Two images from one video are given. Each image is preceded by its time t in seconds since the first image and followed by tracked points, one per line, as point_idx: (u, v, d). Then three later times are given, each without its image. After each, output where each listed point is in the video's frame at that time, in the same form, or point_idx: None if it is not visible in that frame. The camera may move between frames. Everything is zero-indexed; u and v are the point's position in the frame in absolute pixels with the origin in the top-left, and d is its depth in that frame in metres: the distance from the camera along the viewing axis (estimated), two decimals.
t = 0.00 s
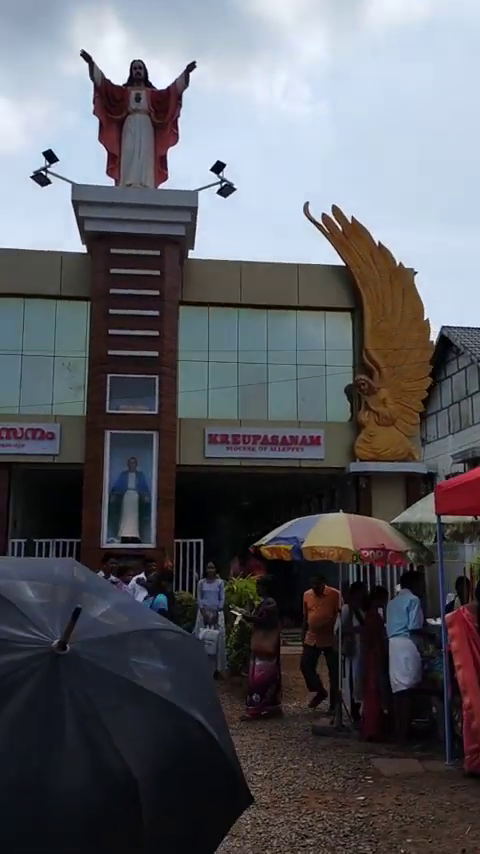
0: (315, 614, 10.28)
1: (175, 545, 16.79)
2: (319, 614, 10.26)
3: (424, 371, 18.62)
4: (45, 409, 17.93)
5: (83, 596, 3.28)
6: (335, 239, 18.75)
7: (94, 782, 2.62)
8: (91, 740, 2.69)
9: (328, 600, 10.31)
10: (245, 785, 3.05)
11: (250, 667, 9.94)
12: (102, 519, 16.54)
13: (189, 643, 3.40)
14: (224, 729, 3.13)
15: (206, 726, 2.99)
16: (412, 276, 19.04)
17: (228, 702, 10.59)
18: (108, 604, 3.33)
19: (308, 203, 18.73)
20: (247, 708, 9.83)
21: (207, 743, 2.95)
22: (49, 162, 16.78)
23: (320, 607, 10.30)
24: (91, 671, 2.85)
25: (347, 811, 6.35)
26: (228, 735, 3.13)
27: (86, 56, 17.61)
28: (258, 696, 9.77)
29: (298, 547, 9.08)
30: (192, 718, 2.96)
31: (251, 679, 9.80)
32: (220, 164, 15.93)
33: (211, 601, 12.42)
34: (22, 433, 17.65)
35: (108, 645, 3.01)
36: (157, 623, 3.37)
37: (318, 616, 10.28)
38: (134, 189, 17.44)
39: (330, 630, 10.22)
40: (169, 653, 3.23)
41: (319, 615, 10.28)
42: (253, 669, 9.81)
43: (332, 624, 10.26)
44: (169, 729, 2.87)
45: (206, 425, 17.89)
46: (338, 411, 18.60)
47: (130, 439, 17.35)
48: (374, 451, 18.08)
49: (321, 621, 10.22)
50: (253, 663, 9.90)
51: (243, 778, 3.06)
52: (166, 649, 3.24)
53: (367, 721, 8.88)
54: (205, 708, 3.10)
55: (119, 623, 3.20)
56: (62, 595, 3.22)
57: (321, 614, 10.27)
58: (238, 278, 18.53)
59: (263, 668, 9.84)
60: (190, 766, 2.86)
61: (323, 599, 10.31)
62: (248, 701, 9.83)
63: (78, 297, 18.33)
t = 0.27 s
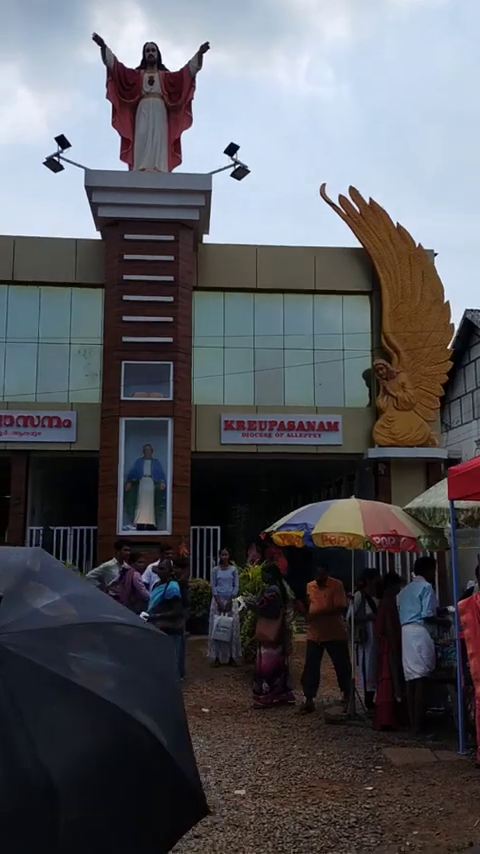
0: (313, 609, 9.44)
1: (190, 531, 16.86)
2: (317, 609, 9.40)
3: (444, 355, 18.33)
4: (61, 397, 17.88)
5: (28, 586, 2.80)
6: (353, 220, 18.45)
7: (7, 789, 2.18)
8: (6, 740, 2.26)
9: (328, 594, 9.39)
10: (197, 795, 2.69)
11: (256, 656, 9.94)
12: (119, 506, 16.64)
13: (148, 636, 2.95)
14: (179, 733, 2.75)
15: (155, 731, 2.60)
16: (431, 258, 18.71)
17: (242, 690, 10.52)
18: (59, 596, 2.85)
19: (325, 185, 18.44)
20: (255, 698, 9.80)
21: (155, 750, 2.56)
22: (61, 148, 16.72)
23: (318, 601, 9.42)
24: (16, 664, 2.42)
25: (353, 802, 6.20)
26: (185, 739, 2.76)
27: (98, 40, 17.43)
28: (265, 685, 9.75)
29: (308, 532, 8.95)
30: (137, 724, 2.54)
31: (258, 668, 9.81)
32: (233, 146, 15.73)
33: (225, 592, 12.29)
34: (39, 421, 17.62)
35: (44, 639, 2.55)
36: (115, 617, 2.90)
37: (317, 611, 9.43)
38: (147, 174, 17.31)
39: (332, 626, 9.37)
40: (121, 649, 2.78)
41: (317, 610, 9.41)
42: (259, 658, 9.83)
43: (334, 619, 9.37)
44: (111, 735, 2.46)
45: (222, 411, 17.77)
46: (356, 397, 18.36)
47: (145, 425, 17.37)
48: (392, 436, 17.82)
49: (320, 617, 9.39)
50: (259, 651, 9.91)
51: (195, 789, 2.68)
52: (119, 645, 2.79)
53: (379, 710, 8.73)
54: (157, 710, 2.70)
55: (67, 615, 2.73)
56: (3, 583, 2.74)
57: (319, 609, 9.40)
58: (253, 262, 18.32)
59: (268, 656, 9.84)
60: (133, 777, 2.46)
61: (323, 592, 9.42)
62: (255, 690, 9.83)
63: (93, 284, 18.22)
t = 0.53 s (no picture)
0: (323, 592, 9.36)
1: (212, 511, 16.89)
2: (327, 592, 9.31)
3: (469, 332, 18.01)
4: (83, 378, 17.85)
5: None
6: (375, 195, 18.16)
7: None
8: None
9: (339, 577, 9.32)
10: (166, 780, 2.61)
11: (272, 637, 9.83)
12: (140, 488, 16.74)
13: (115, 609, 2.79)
14: (148, 714, 2.63)
15: (116, 719, 2.48)
16: (457, 232, 18.35)
17: (262, 670, 10.46)
18: (18, 576, 2.67)
19: (347, 159, 18.16)
20: (272, 677, 9.78)
21: (116, 739, 2.46)
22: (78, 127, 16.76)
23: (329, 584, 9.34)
24: None
25: (368, 785, 6.12)
26: (155, 721, 2.66)
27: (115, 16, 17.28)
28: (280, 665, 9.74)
29: (325, 513, 8.86)
30: (101, 713, 2.44)
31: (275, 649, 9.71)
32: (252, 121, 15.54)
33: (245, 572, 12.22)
34: (61, 403, 17.65)
35: None
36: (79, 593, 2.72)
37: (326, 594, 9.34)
38: (166, 152, 17.20)
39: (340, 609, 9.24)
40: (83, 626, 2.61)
41: (328, 592, 9.32)
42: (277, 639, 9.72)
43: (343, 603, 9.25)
44: (64, 729, 2.34)
45: (243, 392, 17.65)
46: (379, 376, 18.14)
47: (166, 407, 17.34)
48: (416, 415, 17.60)
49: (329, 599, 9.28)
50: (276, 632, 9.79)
51: (162, 771, 2.60)
52: (81, 622, 2.62)
53: (399, 692, 8.63)
54: (122, 692, 2.57)
55: (24, 598, 2.57)
56: None
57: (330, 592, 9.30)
58: (274, 240, 18.12)
59: (286, 638, 9.73)
60: (89, 772, 2.36)
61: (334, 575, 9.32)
62: (273, 670, 9.78)
63: (113, 265, 18.12)
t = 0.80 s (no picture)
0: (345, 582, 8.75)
1: (240, 502, 16.77)
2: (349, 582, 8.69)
3: None
4: (110, 370, 17.78)
5: None
6: (404, 179, 17.85)
7: None
8: None
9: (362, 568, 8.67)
10: (160, 770, 2.77)
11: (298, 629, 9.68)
12: (168, 480, 16.69)
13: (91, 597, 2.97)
14: (133, 705, 2.80)
15: (100, 708, 2.63)
16: None
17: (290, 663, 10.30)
18: None
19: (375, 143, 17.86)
20: (299, 669, 9.67)
21: (98, 729, 2.60)
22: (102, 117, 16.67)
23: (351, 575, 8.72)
24: None
25: (397, 781, 5.95)
26: (141, 709, 2.82)
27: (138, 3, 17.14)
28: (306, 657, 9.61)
29: (352, 503, 8.67)
30: (80, 703, 2.58)
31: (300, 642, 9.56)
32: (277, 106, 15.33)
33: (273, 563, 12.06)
34: (89, 395, 17.61)
35: None
36: (54, 582, 2.90)
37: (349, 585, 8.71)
38: (190, 140, 17.04)
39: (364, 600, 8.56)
40: (60, 615, 2.78)
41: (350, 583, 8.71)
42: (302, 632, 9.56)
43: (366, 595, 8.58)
44: (44, 722, 2.49)
45: (271, 382, 17.48)
46: (410, 364, 17.84)
47: (193, 398, 17.23)
48: (447, 404, 17.30)
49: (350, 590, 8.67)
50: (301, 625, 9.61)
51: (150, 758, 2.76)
52: (58, 611, 2.78)
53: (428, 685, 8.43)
54: (104, 682, 2.73)
55: (1, 585, 2.73)
56: None
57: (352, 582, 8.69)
58: (301, 228, 17.89)
59: (312, 630, 9.56)
60: (80, 765, 2.53)
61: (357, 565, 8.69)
62: (300, 662, 9.66)
63: (139, 256, 18.00)
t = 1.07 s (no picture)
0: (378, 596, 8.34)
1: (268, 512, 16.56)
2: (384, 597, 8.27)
3: None
4: (136, 381, 17.68)
5: None
6: (430, 182, 17.57)
7: None
8: None
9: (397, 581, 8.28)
10: (147, 808, 2.92)
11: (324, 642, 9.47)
12: (194, 490, 16.53)
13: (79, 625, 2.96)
14: (122, 746, 2.90)
15: (79, 753, 2.74)
16: None
17: (321, 676, 10.05)
18: None
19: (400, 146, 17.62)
20: (328, 683, 9.38)
21: (77, 777, 2.72)
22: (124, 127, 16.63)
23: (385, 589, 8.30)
24: None
25: (431, 803, 5.69)
26: (130, 748, 2.94)
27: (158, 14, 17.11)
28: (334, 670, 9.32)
29: (381, 513, 8.40)
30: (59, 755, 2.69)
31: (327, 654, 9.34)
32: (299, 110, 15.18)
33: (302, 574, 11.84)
34: (115, 406, 17.51)
35: None
36: (39, 611, 2.86)
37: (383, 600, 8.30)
38: (213, 148, 16.94)
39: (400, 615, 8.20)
40: (43, 651, 2.79)
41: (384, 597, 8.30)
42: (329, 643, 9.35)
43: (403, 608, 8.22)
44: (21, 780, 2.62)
45: (298, 389, 17.27)
46: (439, 369, 17.52)
47: (219, 407, 17.07)
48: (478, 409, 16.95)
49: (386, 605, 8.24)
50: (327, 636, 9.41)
51: (133, 796, 2.88)
52: (41, 646, 2.79)
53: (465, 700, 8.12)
54: (84, 722, 2.81)
55: None
56: None
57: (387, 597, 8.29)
58: (326, 234, 17.69)
59: (340, 641, 9.35)
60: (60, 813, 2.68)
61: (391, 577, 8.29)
62: (328, 676, 9.37)
63: (163, 266, 17.91)
